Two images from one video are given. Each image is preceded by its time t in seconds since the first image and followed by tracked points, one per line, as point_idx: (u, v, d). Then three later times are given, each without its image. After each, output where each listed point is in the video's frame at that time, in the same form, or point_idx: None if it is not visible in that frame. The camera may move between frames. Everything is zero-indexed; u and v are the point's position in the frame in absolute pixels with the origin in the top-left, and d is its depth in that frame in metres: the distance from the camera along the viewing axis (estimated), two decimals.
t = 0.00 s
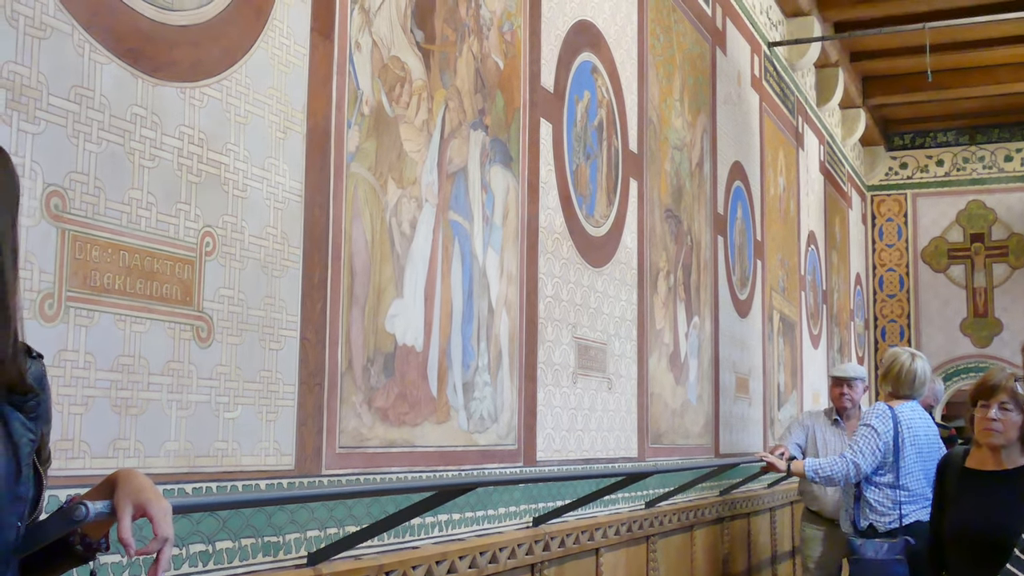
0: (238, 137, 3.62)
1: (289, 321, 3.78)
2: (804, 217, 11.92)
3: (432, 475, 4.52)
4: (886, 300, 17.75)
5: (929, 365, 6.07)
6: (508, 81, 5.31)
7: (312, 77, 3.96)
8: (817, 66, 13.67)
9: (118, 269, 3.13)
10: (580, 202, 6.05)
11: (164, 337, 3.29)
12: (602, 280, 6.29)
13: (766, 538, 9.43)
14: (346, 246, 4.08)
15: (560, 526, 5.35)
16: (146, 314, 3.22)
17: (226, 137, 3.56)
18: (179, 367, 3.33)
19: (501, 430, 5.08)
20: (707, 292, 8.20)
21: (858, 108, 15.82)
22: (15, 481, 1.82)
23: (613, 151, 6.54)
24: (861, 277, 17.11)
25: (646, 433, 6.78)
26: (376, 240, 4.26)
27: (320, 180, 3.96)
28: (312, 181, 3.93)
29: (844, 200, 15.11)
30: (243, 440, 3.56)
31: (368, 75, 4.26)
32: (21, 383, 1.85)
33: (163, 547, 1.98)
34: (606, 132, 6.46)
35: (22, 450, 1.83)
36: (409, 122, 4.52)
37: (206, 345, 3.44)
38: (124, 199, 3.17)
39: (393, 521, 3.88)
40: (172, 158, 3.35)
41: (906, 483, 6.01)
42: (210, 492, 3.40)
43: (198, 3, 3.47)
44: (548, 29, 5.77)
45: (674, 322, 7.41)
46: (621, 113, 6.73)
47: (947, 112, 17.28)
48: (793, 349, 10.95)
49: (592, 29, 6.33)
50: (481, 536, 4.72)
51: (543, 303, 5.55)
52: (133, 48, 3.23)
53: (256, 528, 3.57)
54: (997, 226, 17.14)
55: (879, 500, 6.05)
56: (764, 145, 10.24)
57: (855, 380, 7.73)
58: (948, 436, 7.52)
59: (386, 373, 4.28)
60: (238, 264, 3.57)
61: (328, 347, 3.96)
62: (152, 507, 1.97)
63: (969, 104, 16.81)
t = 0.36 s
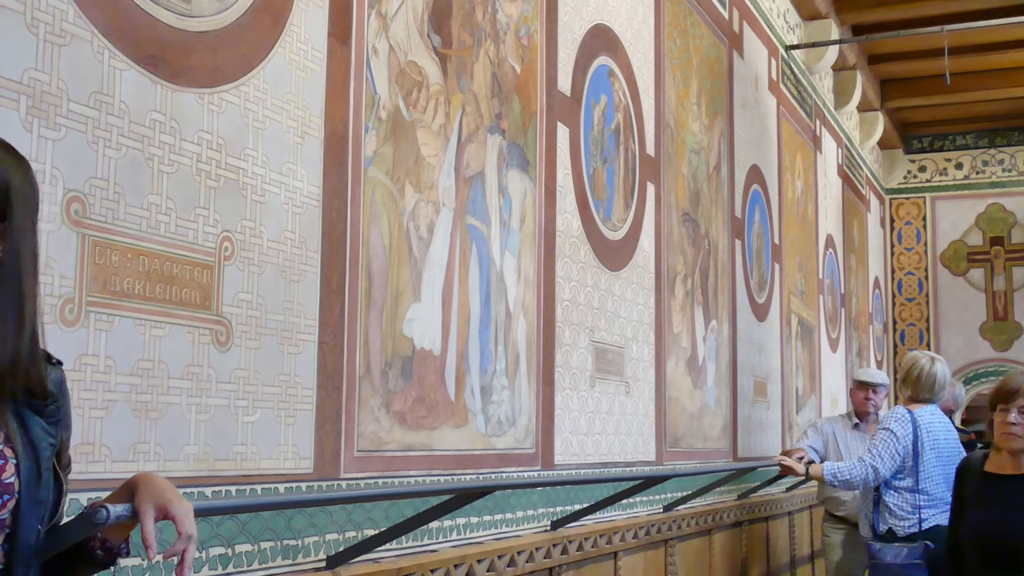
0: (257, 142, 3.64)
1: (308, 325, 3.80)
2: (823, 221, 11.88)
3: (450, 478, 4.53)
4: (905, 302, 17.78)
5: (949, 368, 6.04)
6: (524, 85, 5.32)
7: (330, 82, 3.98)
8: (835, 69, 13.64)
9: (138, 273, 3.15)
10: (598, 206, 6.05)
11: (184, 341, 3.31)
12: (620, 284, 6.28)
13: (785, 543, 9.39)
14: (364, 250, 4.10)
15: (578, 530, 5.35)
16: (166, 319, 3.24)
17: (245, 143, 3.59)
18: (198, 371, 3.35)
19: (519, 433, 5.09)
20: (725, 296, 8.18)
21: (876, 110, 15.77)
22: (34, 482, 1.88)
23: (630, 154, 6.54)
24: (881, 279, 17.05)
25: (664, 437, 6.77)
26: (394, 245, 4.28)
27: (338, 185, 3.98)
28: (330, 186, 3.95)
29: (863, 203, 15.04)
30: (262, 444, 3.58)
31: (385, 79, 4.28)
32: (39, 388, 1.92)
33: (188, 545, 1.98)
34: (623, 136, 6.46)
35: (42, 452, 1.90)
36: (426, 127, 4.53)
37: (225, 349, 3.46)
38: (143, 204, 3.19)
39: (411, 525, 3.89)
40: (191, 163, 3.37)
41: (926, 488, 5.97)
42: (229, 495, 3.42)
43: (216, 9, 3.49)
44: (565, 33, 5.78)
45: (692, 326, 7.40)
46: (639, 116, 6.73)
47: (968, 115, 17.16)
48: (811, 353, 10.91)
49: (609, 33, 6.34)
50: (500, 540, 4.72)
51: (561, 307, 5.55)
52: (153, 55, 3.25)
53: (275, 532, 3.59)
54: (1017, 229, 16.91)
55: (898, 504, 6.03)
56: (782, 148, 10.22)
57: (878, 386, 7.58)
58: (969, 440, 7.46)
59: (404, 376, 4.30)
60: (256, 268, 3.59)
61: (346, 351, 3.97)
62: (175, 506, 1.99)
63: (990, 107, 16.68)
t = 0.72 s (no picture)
0: (276, 147, 3.65)
1: (327, 329, 3.81)
2: (842, 224, 11.83)
3: (469, 481, 4.53)
4: (925, 306, 17.67)
5: (969, 372, 6.00)
6: (543, 88, 5.32)
7: (349, 86, 3.99)
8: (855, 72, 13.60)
9: (158, 277, 3.17)
10: (616, 209, 6.05)
11: (204, 344, 3.32)
12: (638, 287, 6.27)
13: (804, 547, 9.36)
14: (382, 254, 4.11)
15: (597, 533, 5.35)
16: (186, 323, 3.26)
17: (264, 147, 3.60)
18: (219, 374, 3.37)
19: (537, 436, 5.09)
20: (744, 299, 8.16)
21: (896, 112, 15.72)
22: (53, 485, 1.90)
23: (648, 157, 6.53)
24: (900, 282, 16.97)
25: (682, 440, 6.76)
26: (413, 248, 4.28)
27: (357, 189, 3.99)
28: (349, 190, 3.96)
29: (882, 206, 14.97)
30: (282, 447, 3.59)
31: (403, 83, 4.29)
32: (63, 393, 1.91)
33: (212, 541, 1.97)
34: (642, 139, 6.45)
35: (61, 456, 1.91)
36: (445, 130, 4.54)
37: (245, 352, 3.47)
38: (163, 208, 3.20)
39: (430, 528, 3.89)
40: (211, 168, 3.39)
41: (946, 491, 5.95)
42: (249, 498, 3.43)
43: (236, 14, 3.51)
44: (583, 36, 5.77)
45: (710, 329, 7.39)
46: (657, 119, 6.72)
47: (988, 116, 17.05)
48: (830, 356, 10.88)
49: (627, 36, 6.33)
50: (518, 543, 4.72)
51: (580, 310, 5.56)
52: (173, 60, 3.27)
53: (294, 535, 3.60)
54: None
55: (919, 508, 6.00)
56: (801, 151, 10.19)
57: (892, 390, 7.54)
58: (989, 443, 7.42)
59: (423, 380, 4.30)
60: (276, 272, 3.60)
61: (365, 355, 3.98)
62: (197, 505, 1.99)
63: (1010, 109, 16.57)
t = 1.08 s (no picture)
0: (298, 151, 3.66)
1: (348, 332, 3.82)
2: (863, 226, 11.78)
3: (490, 485, 4.53)
4: (948, 308, 17.57)
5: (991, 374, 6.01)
6: (563, 92, 5.32)
7: (369, 90, 4.00)
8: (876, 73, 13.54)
9: (181, 281, 3.18)
10: (637, 212, 6.04)
11: (226, 348, 3.33)
12: (659, 290, 6.26)
13: (827, 550, 9.31)
14: (403, 257, 4.11)
15: (618, 536, 5.34)
16: (208, 326, 3.27)
17: (286, 151, 3.61)
18: (240, 378, 3.38)
19: (558, 440, 5.09)
20: (765, 301, 8.13)
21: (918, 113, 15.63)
22: (77, 485, 1.91)
23: (669, 160, 6.52)
24: (922, 284, 16.88)
25: (704, 443, 6.74)
26: (433, 252, 4.29)
27: (377, 193, 4.00)
28: (370, 194, 3.96)
29: (904, 207, 14.89)
30: (304, 450, 3.60)
31: (424, 87, 4.29)
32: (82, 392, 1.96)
33: (231, 546, 2.02)
34: (662, 142, 6.44)
35: (83, 455, 1.93)
36: (465, 134, 4.54)
37: (267, 356, 3.48)
38: (185, 213, 3.22)
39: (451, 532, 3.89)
40: (233, 172, 3.40)
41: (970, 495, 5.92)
42: (271, 501, 3.44)
43: (258, 19, 3.52)
44: (603, 39, 5.77)
45: (732, 332, 7.36)
46: (678, 122, 6.71)
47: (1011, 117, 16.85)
48: (852, 358, 10.83)
49: (647, 39, 6.33)
50: (539, 547, 4.72)
51: (600, 313, 5.55)
52: (194, 65, 3.28)
53: (316, 538, 3.61)
54: None
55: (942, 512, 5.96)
56: (822, 152, 10.15)
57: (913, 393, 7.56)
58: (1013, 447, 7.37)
59: (444, 383, 4.31)
60: (297, 276, 3.61)
61: (386, 358, 3.99)
62: (216, 511, 2.04)
63: None
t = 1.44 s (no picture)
0: (323, 155, 3.68)
1: (373, 335, 3.83)
2: (890, 228, 11.70)
3: (514, 488, 4.54)
4: (975, 310, 17.41)
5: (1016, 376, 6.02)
6: (587, 94, 5.32)
7: (393, 94, 4.01)
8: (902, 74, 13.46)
9: (207, 285, 3.20)
10: (661, 215, 6.03)
11: (252, 351, 3.35)
12: (683, 293, 6.25)
13: (853, 554, 9.25)
14: (427, 260, 4.12)
15: (643, 540, 5.32)
16: (234, 330, 3.29)
17: (311, 155, 3.63)
18: (266, 381, 3.39)
19: (583, 443, 5.09)
20: (791, 304, 8.10)
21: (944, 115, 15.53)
22: (108, 482, 1.95)
23: (693, 163, 6.50)
24: (949, 286, 16.75)
25: (729, 447, 6.72)
26: (457, 255, 4.30)
27: (401, 196, 4.01)
28: (394, 197, 3.98)
29: (930, 210, 14.78)
30: (329, 453, 3.62)
31: (448, 91, 4.31)
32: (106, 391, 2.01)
33: (258, 551, 2.00)
34: (687, 144, 6.43)
35: (111, 453, 1.97)
36: (489, 137, 4.55)
37: (292, 359, 3.50)
38: (211, 216, 3.24)
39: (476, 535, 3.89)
40: (258, 176, 3.42)
41: (999, 500, 5.89)
42: (297, 503, 3.45)
43: (283, 23, 3.54)
44: (627, 41, 5.77)
45: (757, 335, 7.34)
46: (702, 124, 6.70)
47: None
48: (878, 361, 10.76)
49: (671, 42, 6.32)
50: (564, 550, 4.71)
51: (625, 316, 5.54)
52: (220, 70, 3.31)
53: (341, 540, 3.62)
54: None
55: (970, 518, 5.93)
56: (848, 154, 10.09)
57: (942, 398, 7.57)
58: None
59: (469, 386, 4.32)
60: (322, 279, 3.63)
61: (410, 361, 4.00)
62: (244, 516, 2.03)
63: None
